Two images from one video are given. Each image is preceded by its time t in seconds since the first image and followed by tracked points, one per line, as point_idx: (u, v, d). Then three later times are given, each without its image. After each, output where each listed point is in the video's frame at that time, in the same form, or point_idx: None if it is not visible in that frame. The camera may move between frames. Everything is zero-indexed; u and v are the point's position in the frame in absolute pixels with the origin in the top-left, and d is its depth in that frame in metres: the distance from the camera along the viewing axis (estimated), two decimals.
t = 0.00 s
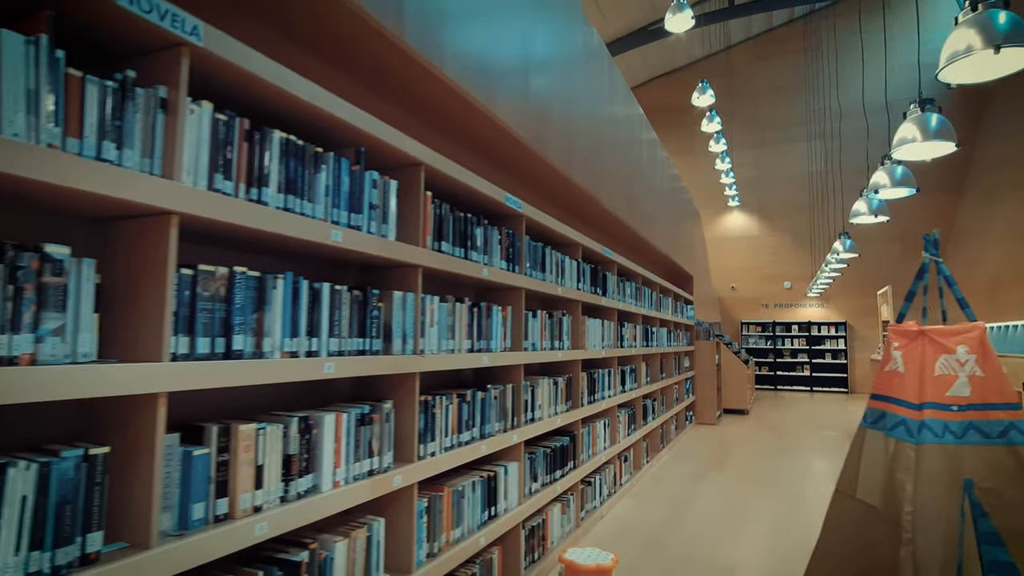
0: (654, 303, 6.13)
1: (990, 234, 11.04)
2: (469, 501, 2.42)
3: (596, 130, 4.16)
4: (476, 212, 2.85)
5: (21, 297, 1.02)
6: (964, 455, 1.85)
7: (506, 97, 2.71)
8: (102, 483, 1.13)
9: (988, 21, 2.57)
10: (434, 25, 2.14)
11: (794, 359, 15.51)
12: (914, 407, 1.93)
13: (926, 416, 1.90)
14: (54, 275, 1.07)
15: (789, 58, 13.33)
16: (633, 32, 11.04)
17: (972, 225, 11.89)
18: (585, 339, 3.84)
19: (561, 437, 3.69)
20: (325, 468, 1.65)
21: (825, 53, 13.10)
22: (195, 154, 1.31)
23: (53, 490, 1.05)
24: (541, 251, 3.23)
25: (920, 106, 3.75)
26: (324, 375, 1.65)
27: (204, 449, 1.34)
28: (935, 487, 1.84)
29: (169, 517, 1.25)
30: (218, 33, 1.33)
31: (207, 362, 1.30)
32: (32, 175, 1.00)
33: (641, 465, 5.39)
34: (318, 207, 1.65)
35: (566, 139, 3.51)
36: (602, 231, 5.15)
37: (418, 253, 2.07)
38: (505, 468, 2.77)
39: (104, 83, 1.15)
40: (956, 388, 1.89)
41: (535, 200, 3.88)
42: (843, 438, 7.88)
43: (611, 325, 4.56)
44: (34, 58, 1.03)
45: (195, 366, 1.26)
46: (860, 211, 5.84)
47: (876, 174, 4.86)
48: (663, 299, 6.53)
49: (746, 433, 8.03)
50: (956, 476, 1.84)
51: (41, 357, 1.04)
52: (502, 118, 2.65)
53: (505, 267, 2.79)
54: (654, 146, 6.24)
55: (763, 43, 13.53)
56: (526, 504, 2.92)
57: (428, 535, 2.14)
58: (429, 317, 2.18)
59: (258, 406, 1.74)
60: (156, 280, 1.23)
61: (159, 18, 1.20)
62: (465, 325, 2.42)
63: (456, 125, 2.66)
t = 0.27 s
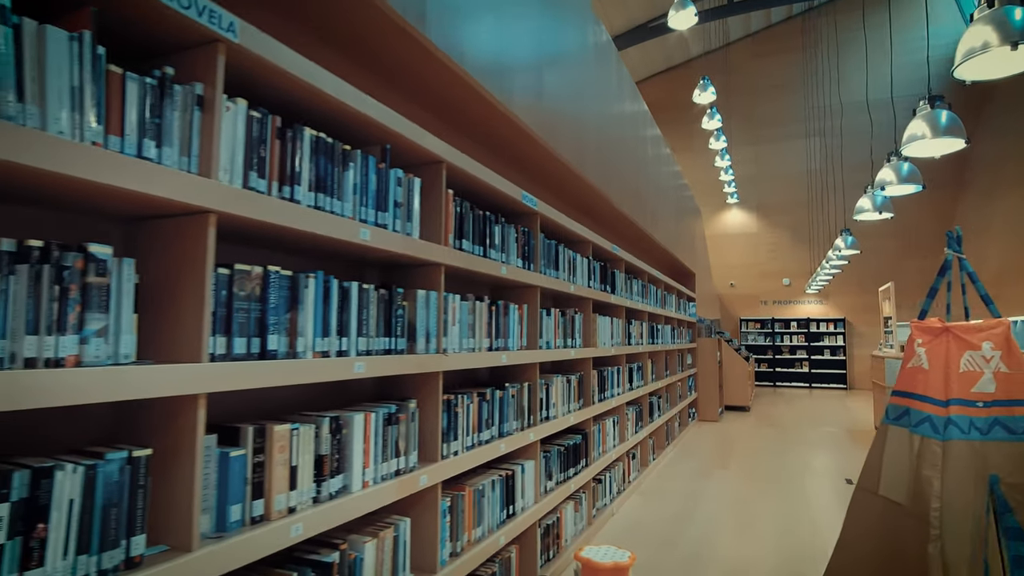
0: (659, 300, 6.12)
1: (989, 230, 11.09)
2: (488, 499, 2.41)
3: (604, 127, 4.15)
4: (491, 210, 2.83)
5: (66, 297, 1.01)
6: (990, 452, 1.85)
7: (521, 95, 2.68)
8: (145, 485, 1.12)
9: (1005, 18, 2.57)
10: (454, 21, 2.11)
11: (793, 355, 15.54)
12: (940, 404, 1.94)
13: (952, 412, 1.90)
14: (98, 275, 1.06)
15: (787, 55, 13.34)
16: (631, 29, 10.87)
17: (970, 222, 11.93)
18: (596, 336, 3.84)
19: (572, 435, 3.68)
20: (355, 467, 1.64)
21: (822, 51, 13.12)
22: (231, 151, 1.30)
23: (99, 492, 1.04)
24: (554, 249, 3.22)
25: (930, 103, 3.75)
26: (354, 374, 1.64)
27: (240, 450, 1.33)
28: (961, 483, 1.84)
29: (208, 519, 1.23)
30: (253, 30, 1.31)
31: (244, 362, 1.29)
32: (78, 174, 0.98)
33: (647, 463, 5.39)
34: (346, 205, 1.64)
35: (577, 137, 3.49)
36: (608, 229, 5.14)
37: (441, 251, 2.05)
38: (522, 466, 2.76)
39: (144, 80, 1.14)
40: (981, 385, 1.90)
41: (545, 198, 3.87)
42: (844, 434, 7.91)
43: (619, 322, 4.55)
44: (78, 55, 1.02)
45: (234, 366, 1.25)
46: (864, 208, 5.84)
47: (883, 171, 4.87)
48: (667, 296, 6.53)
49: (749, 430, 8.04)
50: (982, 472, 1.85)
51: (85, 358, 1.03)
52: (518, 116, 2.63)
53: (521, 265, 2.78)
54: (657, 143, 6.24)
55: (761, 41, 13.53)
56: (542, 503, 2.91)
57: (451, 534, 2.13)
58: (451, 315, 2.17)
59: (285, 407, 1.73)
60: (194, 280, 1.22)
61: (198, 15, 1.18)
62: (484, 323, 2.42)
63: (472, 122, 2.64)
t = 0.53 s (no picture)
0: (663, 298, 6.14)
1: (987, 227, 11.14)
2: (505, 497, 2.41)
3: (612, 124, 4.15)
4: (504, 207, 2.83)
5: (107, 295, 1.00)
6: (1009, 448, 1.86)
7: (535, 93, 2.67)
8: (183, 483, 1.11)
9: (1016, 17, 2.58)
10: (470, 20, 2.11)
11: (791, 353, 15.60)
12: (959, 401, 1.95)
13: (972, 409, 1.92)
14: (137, 273, 1.05)
15: (786, 53, 13.36)
16: (631, 27, 10.78)
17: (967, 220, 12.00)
18: (604, 334, 3.84)
19: (582, 433, 3.69)
20: (380, 466, 1.64)
21: (820, 49, 13.15)
22: (262, 148, 1.29)
23: (140, 492, 1.03)
24: (564, 246, 3.22)
25: (937, 102, 3.76)
26: (380, 372, 1.64)
27: (272, 449, 1.33)
28: (982, 479, 1.86)
29: (242, 517, 1.23)
30: (284, 27, 1.30)
31: (276, 361, 1.28)
32: (121, 172, 0.98)
33: (652, 460, 5.41)
34: (371, 203, 1.63)
35: (587, 134, 3.48)
36: (614, 226, 5.15)
37: (461, 249, 2.05)
38: (536, 463, 2.76)
39: (179, 76, 1.13)
40: (999, 382, 1.90)
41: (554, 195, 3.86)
42: (844, 430, 7.96)
43: (626, 319, 4.57)
44: (117, 50, 1.01)
45: (267, 364, 1.24)
46: (867, 206, 5.86)
47: (887, 168, 4.88)
48: (670, 294, 6.54)
49: (750, 427, 8.10)
50: (1001, 469, 1.86)
51: (126, 357, 1.02)
52: (532, 113, 2.62)
53: (535, 263, 2.78)
54: (661, 141, 6.24)
55: (760, 38, 13.52)
56: (555, 500, 2.92)
57: (470, 531, 2.13)
58: (470, 313, 2.17)
59: (307, 404, 1.72)
60: (228, 277, 1.21)
61: (231, 11, 1.17)
62: (500, 321, 2.41)
63: (487, 121, 2.63)
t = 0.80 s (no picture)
0: (667, 295, 6.15)
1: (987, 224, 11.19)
2: (522, 493, 2.41)
3: (620, 121, 4.14)
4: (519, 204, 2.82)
5: (152, 291, 1.00)
6: None
7: (551, 89, 2.66)
8: (224, 479, 1.11)
9: None
10: (491, 16, 2.09)
11: (790, 350, 15.64)
12: (978, 397, 1.97)
13: (991, 405, 1.93)
14: (179, 269, 1.05)
15: (785, 50, 13.34)
16: (632, 24, 10.77)
17: (966, 218, 12.06)
18: (613, 331, 3.85)
19: (592, 430, 3.70)
20: (406, 462, 1.64)
21: (820, 46, 13.14)
22: (296, 144, 1.29)
23: (184, 487, 1.04)
24: (576, 243, 3.22)
25: (945, 99, 3.78)
26: (406, 369, 1.64)
27: (305, 444, 1.32)
28: (1001, 473, 1.87)
29: (278, 513, 1.23)
30: (318, 22, 1.30)
31: (311, 357, 1.28)
32: (167, 167, 0.98)
33: (657, 456, 5.43)
34: (397, 199, 1.63)
35: (597, 131, 3.47)
36: (620, 223, 5.15)
37: (481, 245, 2.05)
38: (550, 460, 2.77)
39: (218, 72, 1.13)
40: (1019, 377, 1.91)
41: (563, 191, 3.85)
42: (846, 426, 8.01)
43: (633, 317, 4.58)
44: (161, 46, 1.01)
45: (303, 360, 1.24)
46: (871, 203, 5.88)
47: (893, 166, 4.90)
48: (673, 291, 6.54)
49: (752, 423, 8.15)
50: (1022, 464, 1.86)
51: (169, 353, 1.02)
52: (548, 111, 2.61)
53: (549, 259, 2.78)
54: (665, 137, 6.23)
55: (760, 36, 13.51)
56: (567, 496, 2.93)
57: (489, 528, 2.14)
58: (488, 309, 2.18)
59: (332, 400, 1.72)
60: (264, 273, 1.21)
61: (269, 6, 1.17)
62: (517, 318, 2.42)
63: (502, 118, 2.62)
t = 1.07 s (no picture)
0: (673, 293, 6.15)
1: (987, 223, 11.22)
2: (540, 491, 2.42)
3: (629, 119, 4.13)
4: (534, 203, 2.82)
5: (203, 289, 1.00)
6: None
7: (567, 88, 2.65)
8: (270, 476, 1.12)
9: None
10: (513, 14, 2.08)
11: (791, 348, 15.70)
12: (999, 395, 1.98)
13: (1013, 403, 1.95)
14: (228, 267, 1.06)
15: (786, 49, 13.34)
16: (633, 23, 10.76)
17: (966, 217, 12.11)
18: (624, 329, 3.86)
19: (604, 428, 3.72)
20: (436, 460, 1.64)
21: (821, 45, 13.15)
22: (335, 143, 1.30)
23: (233, 484, 1.04)
24: (589, 241, 3.22)
25: (955, 99, 3.80)
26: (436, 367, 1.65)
27: (342, 442, 1.33)
28: None
29: (319, 509, 1.23)
30: (355, 21, 1.30)
31: (350, 355, 1.29)
32: (221, 166, 0.98)
33: (664, 454, 5.45)
34: (426, 197, 1.63)
35: (609, 129, 3.47)
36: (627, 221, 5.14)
37: (504, 244, 2.06)
38: (566, 458, 2.78)
39: (263, 71, 1.13)
40: None
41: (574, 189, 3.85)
42: (848, 424, 8.05)
43: (642, 315, 4.58)
44: (211, 44, 1.01)
45: (344, 358, 1.25)
46: (876, 202, 5.89)
47: (900, 165, 4.92)
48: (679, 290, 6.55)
49: (755, 422, 8.18)
50: None
51: (219, 350, 1.03)
52: (565, 109, 2.60)
53: (565, 258, 2.78)
54: (670, 135, 6.23)
55: (761, 34, 13.50)
56: (582, 494, 2.93)
57: (511, 525, 2.15)
58: (510, 307, 2.18)
59: (360, 399, 1.73)
60: (305, 271, 1.21)
61: (311, 5, 1.17)
62: (536, 317, 2.43)
63: (519, 117, 2.60)
